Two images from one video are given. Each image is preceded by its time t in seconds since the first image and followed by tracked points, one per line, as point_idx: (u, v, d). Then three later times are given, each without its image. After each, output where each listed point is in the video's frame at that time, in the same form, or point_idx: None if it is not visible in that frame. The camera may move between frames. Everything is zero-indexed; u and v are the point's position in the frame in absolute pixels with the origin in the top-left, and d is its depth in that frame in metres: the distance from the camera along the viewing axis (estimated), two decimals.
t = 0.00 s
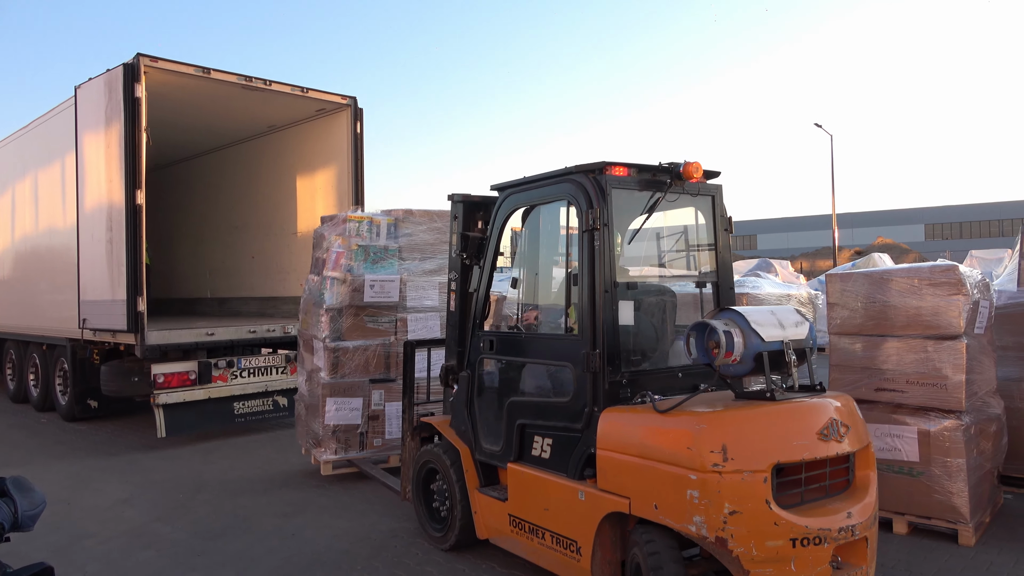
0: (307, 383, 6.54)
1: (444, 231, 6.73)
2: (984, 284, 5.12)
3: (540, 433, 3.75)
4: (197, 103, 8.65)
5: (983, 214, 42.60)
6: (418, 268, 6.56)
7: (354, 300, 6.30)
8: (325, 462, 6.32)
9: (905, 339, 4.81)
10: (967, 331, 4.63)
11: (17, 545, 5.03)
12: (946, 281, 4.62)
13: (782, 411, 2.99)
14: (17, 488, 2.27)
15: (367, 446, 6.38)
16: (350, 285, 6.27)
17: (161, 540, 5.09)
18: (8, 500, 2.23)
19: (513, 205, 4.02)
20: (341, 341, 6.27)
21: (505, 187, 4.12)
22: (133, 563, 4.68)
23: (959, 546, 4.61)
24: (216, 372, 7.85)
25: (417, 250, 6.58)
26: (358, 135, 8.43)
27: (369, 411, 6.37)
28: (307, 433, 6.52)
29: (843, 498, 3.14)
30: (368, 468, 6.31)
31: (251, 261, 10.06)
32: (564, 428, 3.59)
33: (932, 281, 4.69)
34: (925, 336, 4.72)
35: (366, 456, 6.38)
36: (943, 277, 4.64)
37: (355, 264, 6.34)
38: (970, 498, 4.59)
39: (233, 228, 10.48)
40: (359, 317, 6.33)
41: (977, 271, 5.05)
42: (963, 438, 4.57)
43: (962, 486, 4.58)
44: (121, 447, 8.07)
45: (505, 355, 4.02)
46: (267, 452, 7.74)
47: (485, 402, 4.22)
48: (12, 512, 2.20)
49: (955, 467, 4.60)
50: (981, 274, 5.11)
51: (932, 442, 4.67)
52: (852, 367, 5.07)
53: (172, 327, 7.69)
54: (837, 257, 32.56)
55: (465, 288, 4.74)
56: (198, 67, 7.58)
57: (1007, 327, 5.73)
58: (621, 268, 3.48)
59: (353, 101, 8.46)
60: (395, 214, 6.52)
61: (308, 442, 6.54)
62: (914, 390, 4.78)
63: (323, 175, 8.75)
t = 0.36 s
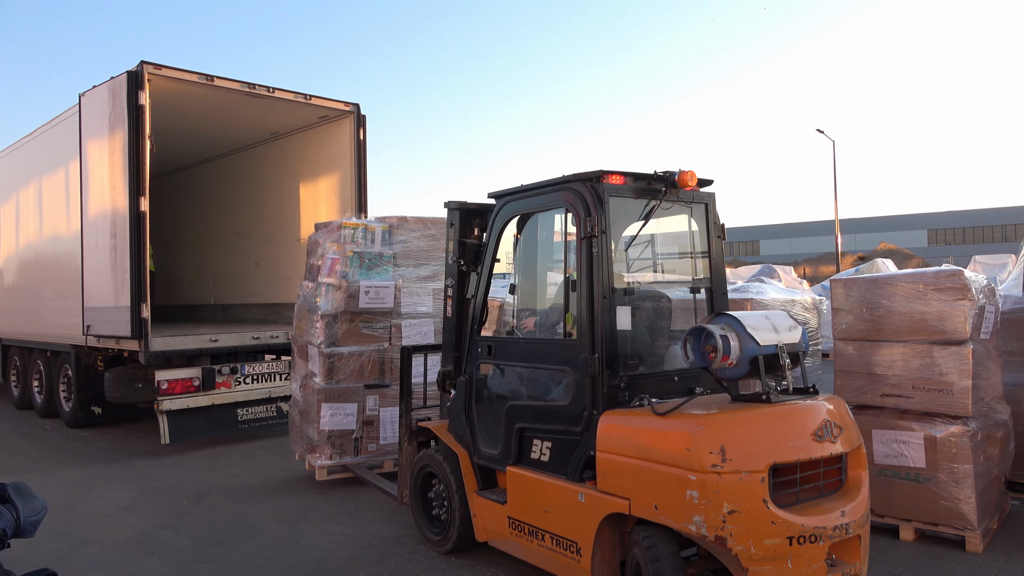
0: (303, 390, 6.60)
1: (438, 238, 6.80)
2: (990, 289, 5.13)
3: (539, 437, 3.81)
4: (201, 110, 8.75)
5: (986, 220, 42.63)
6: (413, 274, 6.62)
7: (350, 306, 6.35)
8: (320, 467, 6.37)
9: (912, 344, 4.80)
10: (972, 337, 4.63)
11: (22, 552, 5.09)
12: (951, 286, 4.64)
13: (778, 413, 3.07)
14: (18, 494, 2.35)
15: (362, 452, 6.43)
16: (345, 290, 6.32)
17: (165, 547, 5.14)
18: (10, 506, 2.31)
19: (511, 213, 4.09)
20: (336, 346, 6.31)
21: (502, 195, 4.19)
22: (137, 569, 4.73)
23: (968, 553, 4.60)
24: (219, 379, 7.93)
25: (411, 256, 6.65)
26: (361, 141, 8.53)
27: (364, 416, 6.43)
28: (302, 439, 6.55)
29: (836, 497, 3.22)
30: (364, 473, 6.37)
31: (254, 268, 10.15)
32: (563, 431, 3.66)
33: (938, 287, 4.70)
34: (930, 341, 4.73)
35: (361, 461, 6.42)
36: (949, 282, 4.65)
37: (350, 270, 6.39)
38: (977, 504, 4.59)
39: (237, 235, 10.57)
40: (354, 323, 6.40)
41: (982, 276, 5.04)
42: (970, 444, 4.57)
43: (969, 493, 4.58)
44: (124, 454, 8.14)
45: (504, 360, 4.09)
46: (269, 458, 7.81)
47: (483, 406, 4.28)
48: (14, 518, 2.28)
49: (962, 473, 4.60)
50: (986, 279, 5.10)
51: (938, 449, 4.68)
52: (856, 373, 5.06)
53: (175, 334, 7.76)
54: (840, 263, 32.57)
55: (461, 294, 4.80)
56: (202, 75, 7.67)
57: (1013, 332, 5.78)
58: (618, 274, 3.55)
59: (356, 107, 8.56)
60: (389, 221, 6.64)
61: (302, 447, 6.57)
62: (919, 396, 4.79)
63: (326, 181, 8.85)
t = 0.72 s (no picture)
0: (299, 390, 6.58)
1: (433, 237, 6.82)
2: (1000, 292, 5.09)
3: (541, 436, 3.87)
4: (208, 111, 8.83)
5: (994, 223, 42.45)
6: (409, 273, 6.65)
7: (346, 305, 6.36)
8: (317, 466, 6.38)
9: (921, 347, 4.78)
10: (983, 339, 4.62)
11: (29, 552, 5.17)
12: (962, 288, 4.62)
13: (776, 413, 3.14)
14: (15, 495, 2.19)
15: (359, 450, 6.43)
16: (341, 290, 6.33)
17: (170, 548, 5.21)
18: (6, 507, 2.15)
19: (511, 216, 4.15)
20: (333, 345, 6.34)
21: (503, 199, 4.25)
22: (142, 570, 4.79)
23: (977, 558, 4.58)
24: (225, 380, 8.01)
25: (407, 256, 6.67)
26: (367, 143, 8.61)
27: (361, 415, 6.44)
28: (298, 438, 6.56)
29: (834, 495, 3.30)
30: (361, 473, 6.38)
31: (261, 269, 10.23)
32: (564, 431, 3.72)
33: (947, 289, 4.68)
34: (938, 344, 4.71)
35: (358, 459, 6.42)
36: (959, 285, 4.64)
37: (347, 270, 6.40)
38: (987, 509, 4.57)
39: (244, 237, 10.65)
40: (350, 322, 6.41)
41: (992, 279, 5.01)
42: (979, 448, 4.56)
43: (978, 497, 4.56)
44: (131, 454, 8.23)
45: (505, 361, 4.15)
46: (275, 459, 7.87)
47: (483, 406, 4.34)
48: (10, 519, 2.12)
49: (971, 477, 4.59)
50: (996, 282, 5.07)
51: (947, 453, 4.66)
52: (863, 376, 5.04)
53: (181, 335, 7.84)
54: (847, 266, 32.47)
55: (461, 296, 4.85)
56: (209, 77, 7.76)
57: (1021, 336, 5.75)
58: (619, 276, 3.61)
59: (362, 109, 8.64)
60: (385, 221, 6.63)
61: (299, 447, 6.58)
62: (928, 399, 4.76)
63: (333, 182, 8.92)
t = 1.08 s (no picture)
0: (297, 391, 6.60)
1: (432, 239, 6.89)
2: (1009, 296, 5.10)
3: (541, 437, 3.92)
4: (215, 114, 8.91)
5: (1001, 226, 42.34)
6: (407, 274, 6.71)
7: (344, 306, 6.40)
8: (314, 466, 6.42)
9: (928, 351, 4.81)
10: (990, 343, 4.64)
11: (35, 553, 5.24)
12: (968, 292, 4.65)
13: (775, 414, 3.22)
14: (10, 504, 2.19)
15: (356, 450, 6.47)
16: (340, 290, 6.38)
17: (174, 550, 5.27)
18: None
19: (511, 220, 4.21)
20: (331, 345, 6.39)
21: (503, 203, 4.31)
22: (147, 572, 4.85)
23: (985, 563, 4.60)
24: (231, 383, 8.10)
25: (405, 257, 6.74)
26: (372, 146, 8.69)
27: (358, 415, 6.48)
28: (295, 438, 6.60)
29: (830, 495, 3.38)
30: (359, 472, 6.42)
31: (267, 271, 10.31)
32: (565, 432, 3.78)
33: (954, 293, 4.71)
34: (945, 348, 4.74)
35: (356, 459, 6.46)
36: (965, 289, 4.66)
37: (346, 270, 6.45)
38: (994, 514, 4.58)
39: (250, 239, 10.73)
40: (348, 322, 6.45)
41: (999, 282, 5.02)
42: (986, 453, 4.56)
43: (985, 502, 4.57)
44: (137, 457, 8.32)
45: (506, 363, 4.20)
46: (280, 462, 7.94)
47: (483, 408, 4.39)
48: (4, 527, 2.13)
49: (978, 482, 4.59)
50: (1003, 286, 5.09)
51: (954, 457, 4.66)
52: (868, 380, 5.09)
53: (187, 338, 7.92)
54: (853, 269, 32.42)
55: (460, 299, 4.91)
56: (215, 79, 7.85)
57: None
58: (620, 280, 3.67)
59: (368, 112, 8.73)
60: (384, 222, 6.68)
61: (296, 446, 6.61)
62: (935, 404, 4.77)
63: (339, 185, 9.00)
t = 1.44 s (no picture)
0: (291, 391, 6.63)
1: (425, 239, 6.95)
2: (1008, 300, 5.14)
3: (538, 438, 3.97)
4: (215, 116, 8.97)
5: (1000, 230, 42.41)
6: (401, 274, 6.75)
7: (339, 305, 6.44)
8: (308, 466, 6.40)
9: (928, 354, 4.85)
10: (989, 347, 4.68)
11: (34, 555, 5.27)
12: (968, 296, 4.69)
13: (769, 414, 3.28)
14: None
15: (350, 449, 6.47)
16: (335, 290, 6.42)
17: (174, 552, 5.30)
18: None
19: (508, 224, 4.26)
20: (325, 345, 6.42)
21: (500, 207, 4.36)
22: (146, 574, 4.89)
23: (985, 567, 4.62)
24: (230, 385, 8.14)
25: (399, 257, 6.78)
26: (372, 149, 8.75)
27: (352, 415, 6.49)
28: (289, 437, 6.61)
29: (823, 494, 3.44)
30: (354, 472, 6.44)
31: (266, 274, 10.36)
32: (561, 433, 3.83)
33: (954, 296, 4.74)
34: (945, 352, 4.78)
35: (349, 459, 6.47)
36: (966, 292, 4.70)
37: (340, 270, 6.49)
38: (993, 517, 4.61)
39: (249, 240, 10.79)
40: (343, 321, 6.50)
41: (999, 286, 5.05)
42: (985, 456, 4.60)
43: (985, 506, 4.60)
44: (136, 458, 8.35)
45: (502, 364, 4.25)
46: (278, 464, 7.98)
47: (480, 410, 4.44)
48: None
49: (977, 486, 4.63)
50: (1003, 289, 5.12)
51: (954, 461, 4.70)
52: (866, 383, 5.14)
53: (186, 340, 7.96)
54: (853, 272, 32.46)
55: (457, 301, 4.96)
56: (216, 81, 7.91)
57: None
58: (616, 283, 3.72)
59: (368, 115, 8.79)
60: (378, 222, 6.72)
61: (290, 446, 6.62)
62: (935, 407, 4.81)
63: (339, 188, 9.05)
